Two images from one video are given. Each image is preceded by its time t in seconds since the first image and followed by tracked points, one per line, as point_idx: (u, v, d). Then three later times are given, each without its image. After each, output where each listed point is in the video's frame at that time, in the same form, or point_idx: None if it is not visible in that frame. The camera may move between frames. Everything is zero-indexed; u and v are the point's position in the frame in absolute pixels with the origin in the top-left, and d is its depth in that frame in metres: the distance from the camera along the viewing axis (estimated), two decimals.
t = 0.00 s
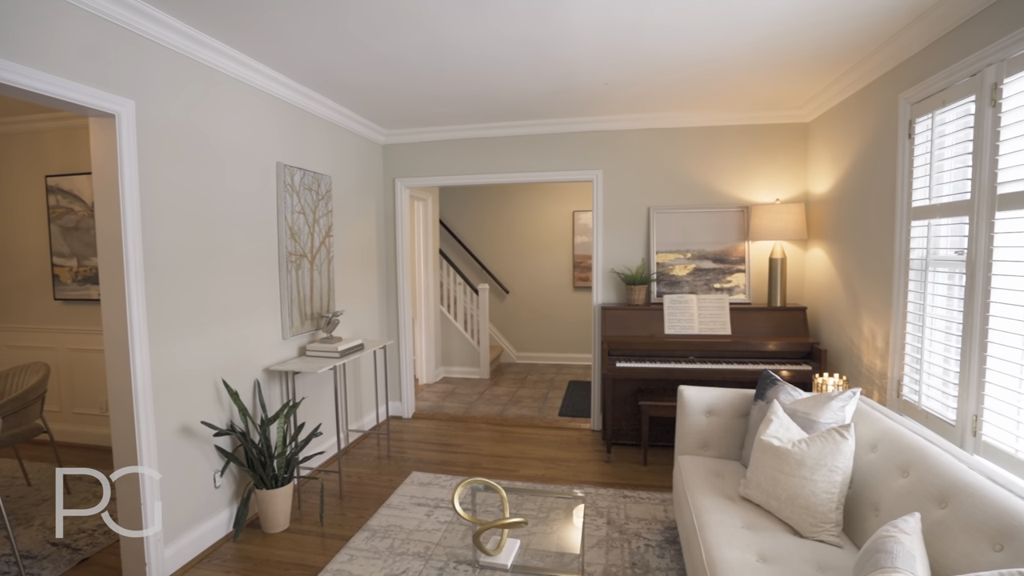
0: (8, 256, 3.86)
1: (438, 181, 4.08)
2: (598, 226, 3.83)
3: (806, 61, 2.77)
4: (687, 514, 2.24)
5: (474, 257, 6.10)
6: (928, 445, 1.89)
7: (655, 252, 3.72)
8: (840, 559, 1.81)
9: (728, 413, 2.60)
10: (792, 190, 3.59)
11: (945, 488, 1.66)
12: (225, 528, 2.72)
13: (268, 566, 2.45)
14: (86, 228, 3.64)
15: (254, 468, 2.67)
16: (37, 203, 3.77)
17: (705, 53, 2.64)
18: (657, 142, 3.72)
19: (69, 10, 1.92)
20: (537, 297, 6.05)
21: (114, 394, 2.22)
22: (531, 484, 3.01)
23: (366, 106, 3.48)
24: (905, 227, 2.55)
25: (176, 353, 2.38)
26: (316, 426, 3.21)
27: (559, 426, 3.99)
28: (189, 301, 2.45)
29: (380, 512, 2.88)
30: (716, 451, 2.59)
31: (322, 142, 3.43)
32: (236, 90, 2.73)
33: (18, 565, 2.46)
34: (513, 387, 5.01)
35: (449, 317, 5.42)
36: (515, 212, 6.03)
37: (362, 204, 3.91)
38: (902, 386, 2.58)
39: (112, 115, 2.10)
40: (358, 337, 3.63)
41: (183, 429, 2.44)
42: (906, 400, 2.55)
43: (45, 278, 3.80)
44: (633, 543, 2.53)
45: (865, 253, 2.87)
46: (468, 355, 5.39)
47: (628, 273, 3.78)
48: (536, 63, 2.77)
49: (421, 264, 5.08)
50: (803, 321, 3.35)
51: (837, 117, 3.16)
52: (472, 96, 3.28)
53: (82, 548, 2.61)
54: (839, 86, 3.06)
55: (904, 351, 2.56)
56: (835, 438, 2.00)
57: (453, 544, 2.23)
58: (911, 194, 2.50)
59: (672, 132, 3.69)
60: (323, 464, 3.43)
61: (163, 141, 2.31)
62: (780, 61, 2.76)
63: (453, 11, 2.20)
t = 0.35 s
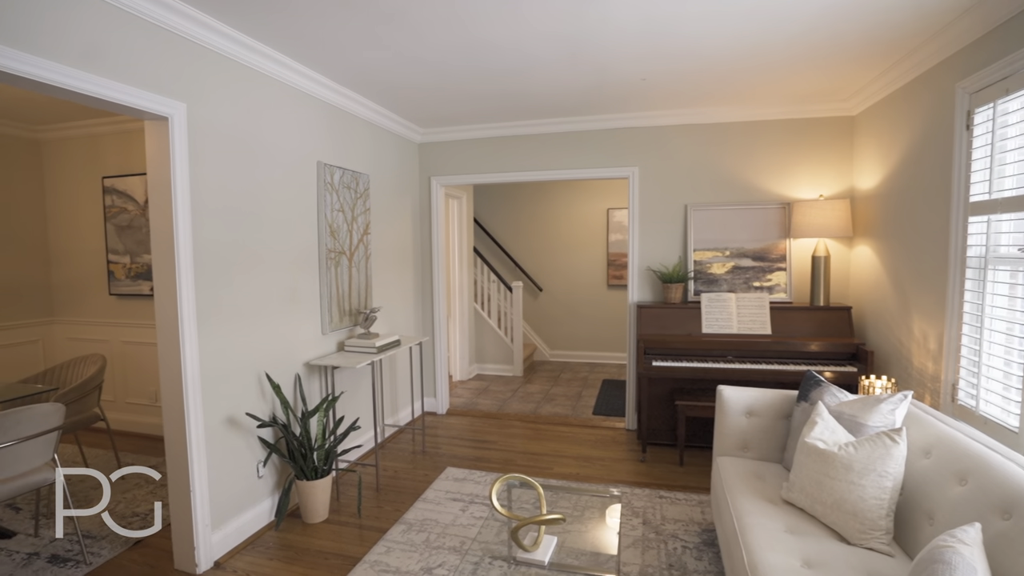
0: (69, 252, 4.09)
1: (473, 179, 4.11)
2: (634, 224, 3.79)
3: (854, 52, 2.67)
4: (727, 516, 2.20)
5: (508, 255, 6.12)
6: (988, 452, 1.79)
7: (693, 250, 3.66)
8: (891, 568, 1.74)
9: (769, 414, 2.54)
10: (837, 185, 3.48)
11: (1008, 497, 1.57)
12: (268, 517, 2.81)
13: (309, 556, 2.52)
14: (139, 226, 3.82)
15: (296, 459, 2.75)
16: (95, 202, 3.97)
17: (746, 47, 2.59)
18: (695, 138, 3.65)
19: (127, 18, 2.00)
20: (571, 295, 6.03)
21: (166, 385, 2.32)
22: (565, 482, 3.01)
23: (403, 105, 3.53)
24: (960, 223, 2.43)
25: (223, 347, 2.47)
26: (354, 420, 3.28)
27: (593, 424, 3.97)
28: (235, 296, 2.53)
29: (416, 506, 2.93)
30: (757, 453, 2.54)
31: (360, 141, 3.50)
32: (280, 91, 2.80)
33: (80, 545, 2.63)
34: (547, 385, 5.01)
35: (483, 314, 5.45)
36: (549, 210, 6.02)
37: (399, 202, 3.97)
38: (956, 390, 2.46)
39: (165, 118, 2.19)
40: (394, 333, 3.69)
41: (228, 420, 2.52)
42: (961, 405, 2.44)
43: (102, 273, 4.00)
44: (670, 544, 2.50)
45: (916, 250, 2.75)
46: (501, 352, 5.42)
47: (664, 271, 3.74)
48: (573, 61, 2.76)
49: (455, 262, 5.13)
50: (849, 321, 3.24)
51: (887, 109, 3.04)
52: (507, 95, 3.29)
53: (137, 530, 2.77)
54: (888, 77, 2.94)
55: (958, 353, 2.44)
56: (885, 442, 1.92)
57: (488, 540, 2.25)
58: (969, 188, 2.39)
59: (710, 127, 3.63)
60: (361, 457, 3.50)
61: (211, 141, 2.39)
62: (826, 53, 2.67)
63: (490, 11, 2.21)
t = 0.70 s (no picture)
0: (128, 250, 4.31)
1: (511, 177, 4.12)
2: (674, 221, 3.72)
3: (910, 41, 2.55)
4: (773, 522, 2.13)
5: (545, 253, 6.11)
6: None
7: (735, 248, 3.57)
8: None
9: (818, 418, 2.45)
10: (891, 180, 3.33)
11: None
12: (311, 508, 2.88)
13: (351, 547, 2.58)
14: (190, 225, 3.97)
15: (338, 452, 2.82)
16: (150, 202, 4.16)
17: (795, 38, 2.50)
18: (739, 133, 3.57)
19: (182, 25, 2.09)
20: (608, 294, 5.98)
21: (217, 377, 2.41)
22: (604, 482, 2.98)
23: (442, 104, 3.56)
24: None
25: (269, 342, 2.55)
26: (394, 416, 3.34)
27: (631, 425, 3.93)
28: (281, 292, 2.61)
29: (455, 502, 2.95)
30: (804, 457, 2.46)
31: (401, 141, 3.55)
32: (324, 92, 2.87)
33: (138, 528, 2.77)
34: (584, 385, 4.98)
35: (520, 313, 5.46)
36: (586, 208, 5.98)
37: (438, 200, 4.02)
38: None
39: (217, 120, 2.27)
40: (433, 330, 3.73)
41: (275, 412, 2.60)
42: None
43: (157, 270, 4.19)
44: (712, 548, 2.44)
45: (979, 248, 2.61)
46: (537, 351, 5.41)
47: (706, 270, 3.66)
48: (614, 57, 2.73)
49: (493, 260, 5.16)
50: (903, 322, 3.10)
51: (947, 99, 2.89)
52: (546, 92, 3.28)
53: (189, 516, 2.89)
54: (948, 66, 2.79)
55: None
56: (948, 450, 1.82)
57: (527, 537, 2.26)
58: None
59: (754, 122, 3.53)
60: (400, 452, 3.57)
61: (260, 142, 2.47)
62: (881, 42, 2.56)
63: (532, 7, 2.20)
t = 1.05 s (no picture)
0: (182, 248, 4.50)
1: (549, 175, 4.10)
2: (717, 219, 3.63)
3: (976, 27, 2.41)
4: (823, 529, 2.05)
5: (583, 251, 6.07)
6: None
7: (782, 246, 3.46)
8: None
9: (872, 423, 2.35)
10: (952, 174, 3.16)
11: None
12: (352, 500, 2.95)
13: (391, 540, 2.62)
14: (239, 223, 4.11)
15: (379, 446, 2.87)
16: (201, 202, 4.33)
17: (848, 28, 2.40)
18: (787, 127, 3.45)
19: (233, 29, 2.16)
20: (647, 293, 5.89)
21: (265, 371, 2.48)
22: (644, 483, 2.94)
23: (482, 102, 3.57)
24: None
25: (314, 336, 2.61)
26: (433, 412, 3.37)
27: (671, 426, 3.86)
28: (325, 288, 2.67)
29: (493, 499, 2.96)
30: (856, 463, 2.36)
31: (441, 139, 3.58)
32: (367, 92, 2.92)
33: (191, 513, 2.89)
34: (622, 384, 4.93)
35: (557, 311, 5.44)
36: (625, 206, 5.91)
37: (477, 198, 4.04)
38: None
39: (265, 120, 2.33)
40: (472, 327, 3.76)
41: (319, 406, 2.67)
42: None
43: (207, 267, 4.35)
44: (757, 554, 2.37)
45: None
46: (575, 349, 5.39)
47: (750, 269, 3.56)
48: (657, 52, 2.68)
49: (530, 258, 5.16)
50: (965, 324, 2.94)
51: (1016, 87, 2.72)
52: (587, 88, 3.25)
53: (237, 504, 3.00)
54: (1018, 52, 2.62)
55: None
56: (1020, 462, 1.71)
57: (567, 536, 2.24)
58: None
59: (803, 115, 3.42)
60: (439, 448, 3.61)
61: (306, 141, 2.53)
62: (944, 29, 2.42)
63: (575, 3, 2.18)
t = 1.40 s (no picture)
0: (231, 245, 4.67)
1: (589, 172, 4.07)
2: (763, 216, 3.53)
3: None
4: (878, 539, 1.97)
5: (622, 250, 6.00)
6: None
7: (832, 244, 3.33)
8: None
9: (932, 430, 2.24)
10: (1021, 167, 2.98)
11: None
12: (393, 494, 3.00)
13: (432, 534, 2.65)
14: (284, 222, 4.24)
15: (420, 441, 2.91)
16: (250, 201, 4.49)
17: (908, 16, 2.29)
18: (839, 120, 3.33)
19: (282, 32, 2.22)
20: (687, 292, 5.78)
21: (311, 365, 2.55)
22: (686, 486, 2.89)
23: (522, 100, 3.57)
24: None
25: (358, 332, 2.67)
26: (471, 409, 3.40)
27: (713, 428, 3.78)
28: (369, 285, 2.72)
29: (531, 496, 2.96)
30: (914, 472, 2.25)
31: (481, 137, 3.60)
32: (410, 92, 2.96)
33: (240, 501, 3.00)
34: (661, 384, 4.86)
35: (596, 310, 5.40)
36: (665, 203, 5.81)
37: (516, 196, 4.04)
38: None
39: (312, 121, 2.39)
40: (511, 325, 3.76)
41: (361, 400, 2.72)
42: None
43: (254, 264, 4.50)
44: (805, 563, 2.29)
45: None
46: (613, 349, 5.34)
47: (798, 268, 3.44)
48: (704, 45, 2.62)
49: (569, 256, 5.14)
50: None
51: None
52: (629, 84, 3.21)
53: (283, 493, 3.10)
54: None
55: None
56: None
57: (608, 537, 2.22)
58: None
59: (856, 107, 3.28)
60: (477, 444, 3.63)
61: (351, 140, 2.58)
62: (1016, 13, 2.27)
63: None
